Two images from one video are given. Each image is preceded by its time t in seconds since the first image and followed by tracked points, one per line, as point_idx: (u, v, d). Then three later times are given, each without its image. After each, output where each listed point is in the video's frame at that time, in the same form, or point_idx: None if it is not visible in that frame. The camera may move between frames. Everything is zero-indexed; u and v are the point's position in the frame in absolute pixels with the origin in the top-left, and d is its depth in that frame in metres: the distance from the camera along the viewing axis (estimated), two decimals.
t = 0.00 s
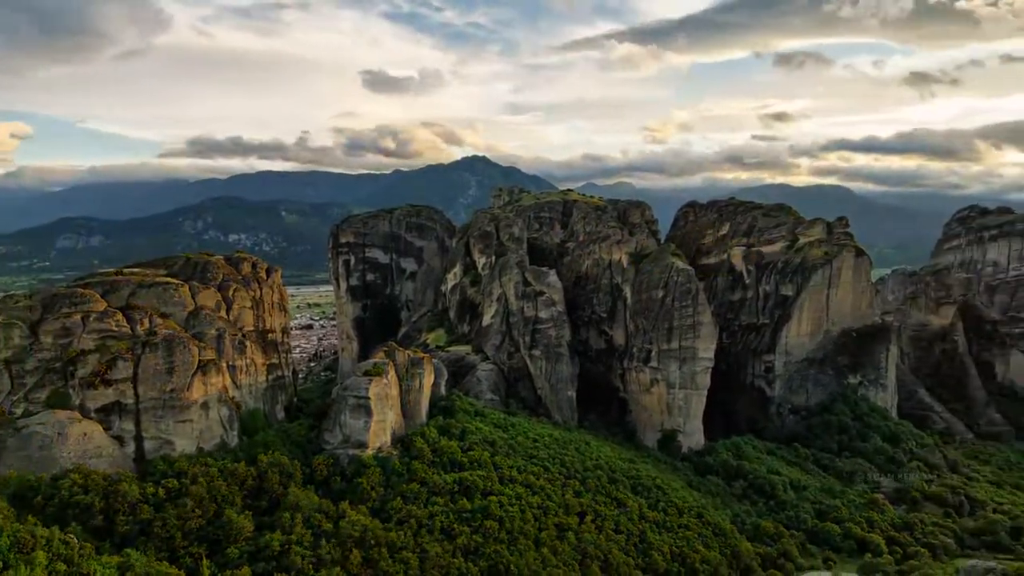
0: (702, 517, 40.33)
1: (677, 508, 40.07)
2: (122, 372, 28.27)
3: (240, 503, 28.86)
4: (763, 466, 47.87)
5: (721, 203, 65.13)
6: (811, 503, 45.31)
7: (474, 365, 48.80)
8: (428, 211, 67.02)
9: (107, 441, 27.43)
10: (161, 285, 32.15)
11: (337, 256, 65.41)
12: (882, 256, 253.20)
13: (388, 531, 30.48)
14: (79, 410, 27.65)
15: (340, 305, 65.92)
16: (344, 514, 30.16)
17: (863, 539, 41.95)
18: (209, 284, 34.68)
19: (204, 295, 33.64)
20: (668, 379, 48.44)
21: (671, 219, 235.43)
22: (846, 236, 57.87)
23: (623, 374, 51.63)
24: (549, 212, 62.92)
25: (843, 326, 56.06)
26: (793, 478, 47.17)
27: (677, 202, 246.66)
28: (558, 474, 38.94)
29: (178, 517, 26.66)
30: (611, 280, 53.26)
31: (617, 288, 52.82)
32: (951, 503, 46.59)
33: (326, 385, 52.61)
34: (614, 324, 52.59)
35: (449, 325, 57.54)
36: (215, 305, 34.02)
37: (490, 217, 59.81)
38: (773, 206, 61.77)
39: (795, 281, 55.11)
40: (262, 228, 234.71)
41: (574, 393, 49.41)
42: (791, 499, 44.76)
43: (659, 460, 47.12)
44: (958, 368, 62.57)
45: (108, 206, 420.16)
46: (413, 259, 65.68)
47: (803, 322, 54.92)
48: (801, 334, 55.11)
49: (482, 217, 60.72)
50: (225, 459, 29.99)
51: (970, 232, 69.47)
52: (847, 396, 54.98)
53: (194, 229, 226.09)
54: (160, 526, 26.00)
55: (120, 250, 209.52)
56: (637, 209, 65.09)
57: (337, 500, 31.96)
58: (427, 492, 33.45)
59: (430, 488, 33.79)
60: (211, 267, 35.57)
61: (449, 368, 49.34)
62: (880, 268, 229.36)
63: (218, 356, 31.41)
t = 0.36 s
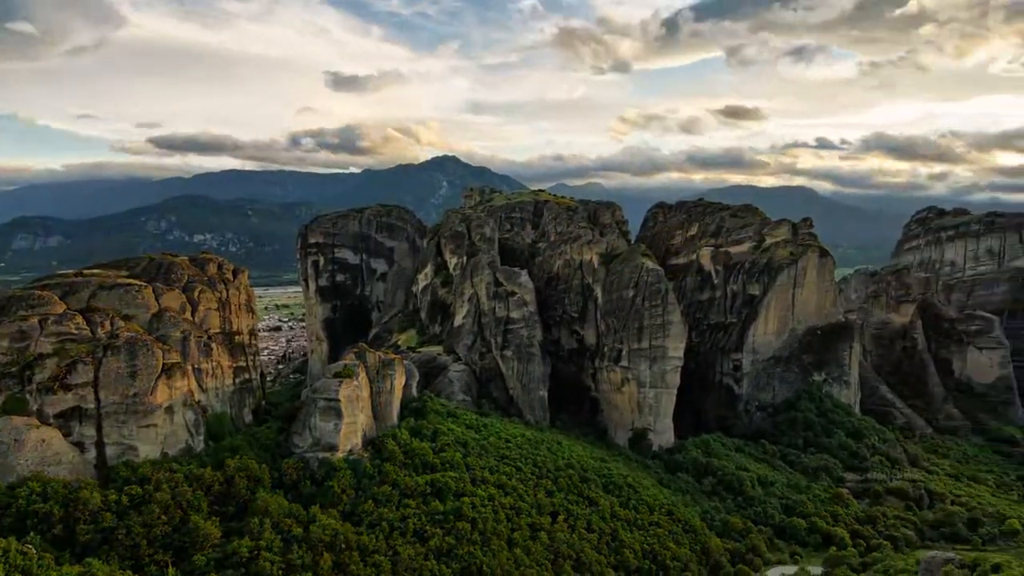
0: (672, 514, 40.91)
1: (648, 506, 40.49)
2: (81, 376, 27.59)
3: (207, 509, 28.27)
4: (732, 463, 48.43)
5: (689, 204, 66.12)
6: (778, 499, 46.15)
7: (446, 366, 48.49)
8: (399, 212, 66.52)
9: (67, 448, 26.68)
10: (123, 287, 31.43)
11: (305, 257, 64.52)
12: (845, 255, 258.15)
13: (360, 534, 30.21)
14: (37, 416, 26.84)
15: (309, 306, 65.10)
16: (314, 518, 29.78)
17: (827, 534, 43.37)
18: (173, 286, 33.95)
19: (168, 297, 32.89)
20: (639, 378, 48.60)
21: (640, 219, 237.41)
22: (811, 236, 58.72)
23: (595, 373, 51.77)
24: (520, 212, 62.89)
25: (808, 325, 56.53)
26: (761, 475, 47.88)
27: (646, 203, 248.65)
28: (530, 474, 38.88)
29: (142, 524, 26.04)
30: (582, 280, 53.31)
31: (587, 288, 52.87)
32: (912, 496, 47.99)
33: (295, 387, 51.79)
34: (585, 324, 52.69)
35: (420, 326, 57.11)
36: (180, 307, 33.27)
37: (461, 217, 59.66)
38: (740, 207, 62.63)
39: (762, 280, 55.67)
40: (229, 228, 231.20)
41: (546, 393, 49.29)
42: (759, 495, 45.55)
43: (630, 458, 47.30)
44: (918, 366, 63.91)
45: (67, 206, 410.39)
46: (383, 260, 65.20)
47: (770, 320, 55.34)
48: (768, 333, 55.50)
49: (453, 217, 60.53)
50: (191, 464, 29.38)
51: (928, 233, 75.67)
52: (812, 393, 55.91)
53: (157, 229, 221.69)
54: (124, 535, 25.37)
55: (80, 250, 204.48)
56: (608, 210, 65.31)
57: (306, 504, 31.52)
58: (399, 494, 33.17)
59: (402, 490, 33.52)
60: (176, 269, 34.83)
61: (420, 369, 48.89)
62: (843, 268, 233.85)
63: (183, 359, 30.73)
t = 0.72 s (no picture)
0: (642, 511, 41.23)
1: (618, 503, 40.70)
2: (39, 382, 26.75)
3: (171, 516, 27.62)
4: (702, 460, 48.86)
5: (658, 204, 66.61)
6: (745, 494, 46.84)
7: (417, 367, 48.09)
8: (368, 212, 65.93)
9: (24, 455, 25.91)
10: (83, 289, 30.67)
11: (273, 257, 63.56)
12: (810, 254, 262.56)
13: (329, 538, 29.91)
14: None
15: (276, 308, 64.17)
16: (283, 522, 29.38)
17: (794, 527, 44.09)
18: (135, 287, 33.15)
19: (130, 298, 32.11)
20: (609, 377, 48.73)
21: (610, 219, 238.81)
22: (776, 236, 59.31)
23: (566, 373, 51.70)
24: (491, 212, 62.74)
25: (774, 323, 57.32)
26: (729, 471, 48.46)
27: (615, 203, 250.19)
28: (502, 474, 38.76)
29: (104, 532, 25.42)
30: (553, 280, 53.27)
31: (558, 288, 52.84)
32: (873, 489, 49.19)
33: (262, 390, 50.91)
34: (556, 324, 52.64)
35: (390, 327, 56.58)
36: (142, 309, 32.45)
37: (432, 217, 59.32)
38: (708, 207, 63.35)
39: (729, 279, 56.17)
40: (194, 228, 227.26)
41: (518, 393, 49.19)
42: (727, 491, 46.19)
43: (601, 457, 47.38)
44: (879, 363, 64.83)
45: (24, 205, 399.89)
46: (353, 260, 64.59)
47: (738, 319, 55.86)
48: (736, 331, 56.03)
49: (423, 217, 60.14)
50: (154, 470, 28.75)
51: (888, 232, 77.12)
52: (778, 389, 56.58)
53: (118, 229, 216.95)
54: (84, 544, 24.75)
55: (37, 250, 199.09)
56: (578, 210, 65.47)
57: (275, 508, 31.04)
58: (369, 497, 32.87)
59: (373, 492, 33.23)
60: (137, 270, 34.01)
61: (390, 369, 48.39)
62: (807, 268, 238.05)
63: (145, 362, 30.05)
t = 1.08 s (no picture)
0: (615, 508, 41.40)
1: (590, 501, 40.79)
2: None
3: (136, 522, 27.04)
4: (673, 457, 49.20)
5: (629, 204, 66.94)
6: (714, 490, 47.35)
7: (388, 368, 47.64)
8: (338, 211, 65.18)
9: None
10: (41, 291, 29.85)
11: (240, 258, 62.54)
12: (777, 253, 266.50)
13: (300, 542, 29.51)
14: None
15: (243, 309, 63.16)
16: (252, 528, 28.90)
17: (762, 522, 44.88)
18: (96, 289, 32.29)
19: (90, 301, 31.28)
20: (581, 376, 48.78)
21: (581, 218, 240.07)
22: (744, 235, 59.90)
23: (538, 372, 51.55)
24: (463, 212, 62.48)
25: (741, 321, 57.70)
26: (700, 468, 48.86)
27: (585, 203, 251.37)
28: (475, 474, 38.58)
29: (65, 542, 24.94)
30: (525, 280, 53.11)
31: (530, 288, 52.69)
32: (839, 483, 50.28)
33: (230, 393, 50.00)
34: (528, 324, 52.51)
35: (361, 327, 55.98)
36: (104, 312, 31.70)
37: (403, 217, 58.87)
38: (678, 208, 63.94)
39: (698, 278, 56.57)
40: (158, 228, 223.23)
41: (490, 393, 49.03)
42: (698, 487, 46.66)
43: (574, 456, 47.37)
44: (844, 360, 65.76)
45: None
46: (322, 261, 63.79)
47: (707, 318, 56.26)
48: (705, 329, 56.44)
49: (394, 217, 59.68)
50: (117, 477, 28.08)
51: (851, 232, 77.72)
52: (746, 386, 57.17)
53: (78, 229, 212.14)
54: (45, 554, 24.26)
55: None
56: (550, 210, 65.50)
57: (243, 513, 30.52)
58: (341, 500, 32.51)
59: (344, 495, 32.85)
60: (98, 271, 33.11)
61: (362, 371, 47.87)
62: (773, 267, 241.67)
63: (107, 365, 29.33)
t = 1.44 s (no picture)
0: (587, 507, 41.43)
1: (562, 500, 40.78)
2: None
3: (98, 530, 26.46)
4: (645, 455, 49.43)
5: (600, 205, 67.10)
6: (685, 487, 47.65)
7: (359, 369, 47.11)
8: (307, 212, 64.28)
9: None
10: None
11: (205, 259, 61.49)
12: (744, 254, 269.99)
13: (269, 547, 29.19)
14: None
15: (210, 310, 62.19)
16: (219, 533, 28.51)
17: (731, 517, 45.34)
18: (54, 291, 31.28)
19: (49, 303, 30.38)
20: (553, 376, 48.74)
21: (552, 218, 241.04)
22: (712, 235, 60.56)
23: (509, 373, 51.26)
24: (434, 212, 62.10)
25: (710, 320, 58.21)
26: (671, 465, 49.10)
27: (555, 203, 252.13)
28: (448, 475, 38.32)
29: (23, 552, 24.41)
30: (496, 281, 52.84)
31: (502, 288, 52.44)
32: (804, 478, 51.12)
33: (195, 397, 48.96)
34: (499, 324, 52.17)
35: (331, 329, 55.23)
36: (63, 314, 30.78)
37: (373, 217, 58.34)
38: (648, 208, 64.35)
39: (668, 278, 56.94)
40: (120, 228, 218.80)
41: (462, 394, 48.69)
42: (668, 484, 46.94)
43: (546, 455, 47.26)
44: (809, 358, 66.56)
45: None
46: (291, 261, 62.90)
47: (677, 317, 56.63)
48: (675, 328, 56.79)
49: (365, 217, 59.05)
50: (78, 484, 27.40)
51: (816, 233, 79.60)
52: (715, 385, 57.66)
53: (36, 229, 207.00)
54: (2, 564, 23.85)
55: None
56: (521, 211, 65.40)
57: (209, 519, 29.88)
58: (310, 503, 32.14)
59: (314, 498, 32.49)
60: (57, 272, 32.14)
61: (332, 373, 47.21)
62: (741, 268, 244.63)
63: (66, 370, 28.54)
